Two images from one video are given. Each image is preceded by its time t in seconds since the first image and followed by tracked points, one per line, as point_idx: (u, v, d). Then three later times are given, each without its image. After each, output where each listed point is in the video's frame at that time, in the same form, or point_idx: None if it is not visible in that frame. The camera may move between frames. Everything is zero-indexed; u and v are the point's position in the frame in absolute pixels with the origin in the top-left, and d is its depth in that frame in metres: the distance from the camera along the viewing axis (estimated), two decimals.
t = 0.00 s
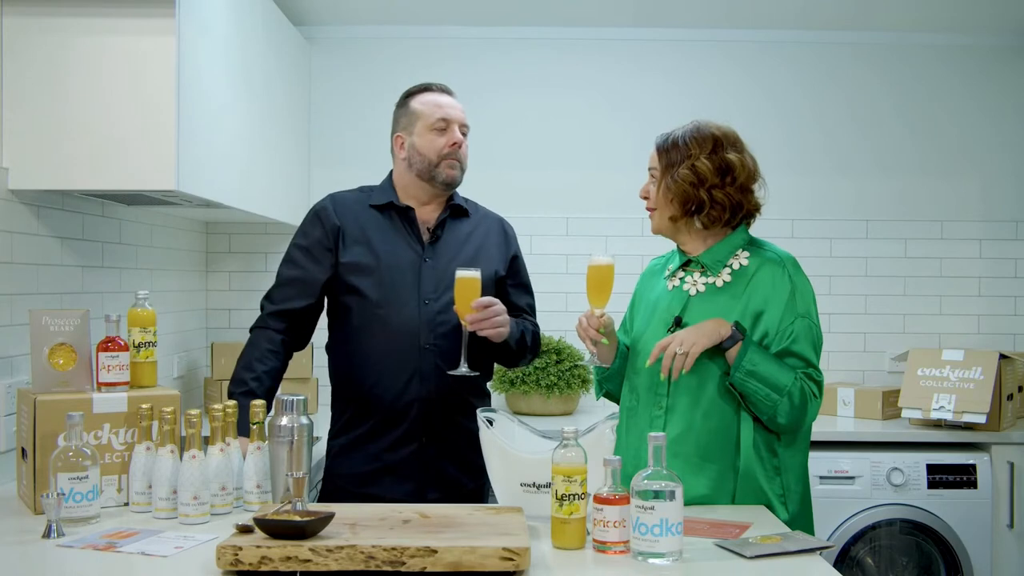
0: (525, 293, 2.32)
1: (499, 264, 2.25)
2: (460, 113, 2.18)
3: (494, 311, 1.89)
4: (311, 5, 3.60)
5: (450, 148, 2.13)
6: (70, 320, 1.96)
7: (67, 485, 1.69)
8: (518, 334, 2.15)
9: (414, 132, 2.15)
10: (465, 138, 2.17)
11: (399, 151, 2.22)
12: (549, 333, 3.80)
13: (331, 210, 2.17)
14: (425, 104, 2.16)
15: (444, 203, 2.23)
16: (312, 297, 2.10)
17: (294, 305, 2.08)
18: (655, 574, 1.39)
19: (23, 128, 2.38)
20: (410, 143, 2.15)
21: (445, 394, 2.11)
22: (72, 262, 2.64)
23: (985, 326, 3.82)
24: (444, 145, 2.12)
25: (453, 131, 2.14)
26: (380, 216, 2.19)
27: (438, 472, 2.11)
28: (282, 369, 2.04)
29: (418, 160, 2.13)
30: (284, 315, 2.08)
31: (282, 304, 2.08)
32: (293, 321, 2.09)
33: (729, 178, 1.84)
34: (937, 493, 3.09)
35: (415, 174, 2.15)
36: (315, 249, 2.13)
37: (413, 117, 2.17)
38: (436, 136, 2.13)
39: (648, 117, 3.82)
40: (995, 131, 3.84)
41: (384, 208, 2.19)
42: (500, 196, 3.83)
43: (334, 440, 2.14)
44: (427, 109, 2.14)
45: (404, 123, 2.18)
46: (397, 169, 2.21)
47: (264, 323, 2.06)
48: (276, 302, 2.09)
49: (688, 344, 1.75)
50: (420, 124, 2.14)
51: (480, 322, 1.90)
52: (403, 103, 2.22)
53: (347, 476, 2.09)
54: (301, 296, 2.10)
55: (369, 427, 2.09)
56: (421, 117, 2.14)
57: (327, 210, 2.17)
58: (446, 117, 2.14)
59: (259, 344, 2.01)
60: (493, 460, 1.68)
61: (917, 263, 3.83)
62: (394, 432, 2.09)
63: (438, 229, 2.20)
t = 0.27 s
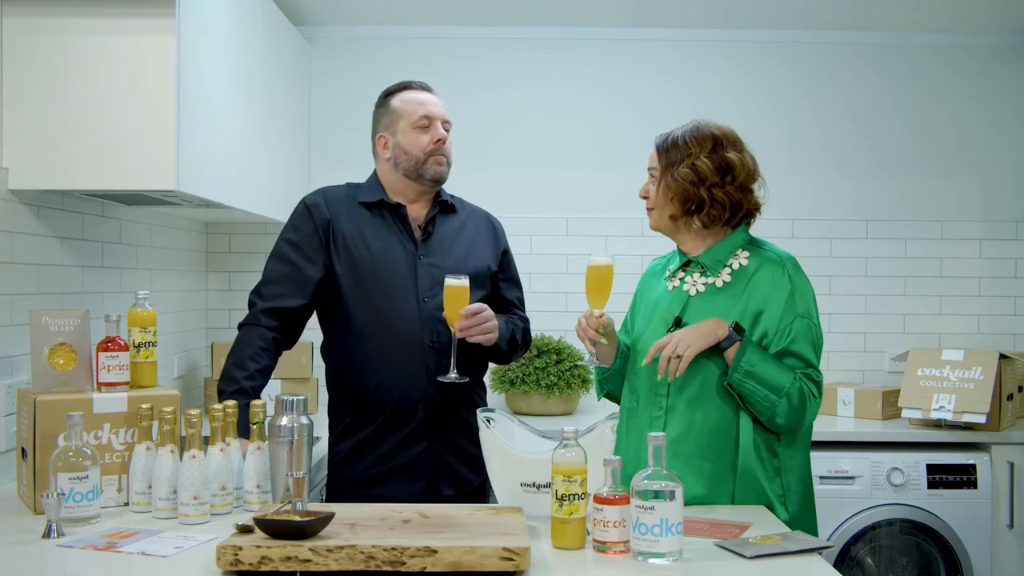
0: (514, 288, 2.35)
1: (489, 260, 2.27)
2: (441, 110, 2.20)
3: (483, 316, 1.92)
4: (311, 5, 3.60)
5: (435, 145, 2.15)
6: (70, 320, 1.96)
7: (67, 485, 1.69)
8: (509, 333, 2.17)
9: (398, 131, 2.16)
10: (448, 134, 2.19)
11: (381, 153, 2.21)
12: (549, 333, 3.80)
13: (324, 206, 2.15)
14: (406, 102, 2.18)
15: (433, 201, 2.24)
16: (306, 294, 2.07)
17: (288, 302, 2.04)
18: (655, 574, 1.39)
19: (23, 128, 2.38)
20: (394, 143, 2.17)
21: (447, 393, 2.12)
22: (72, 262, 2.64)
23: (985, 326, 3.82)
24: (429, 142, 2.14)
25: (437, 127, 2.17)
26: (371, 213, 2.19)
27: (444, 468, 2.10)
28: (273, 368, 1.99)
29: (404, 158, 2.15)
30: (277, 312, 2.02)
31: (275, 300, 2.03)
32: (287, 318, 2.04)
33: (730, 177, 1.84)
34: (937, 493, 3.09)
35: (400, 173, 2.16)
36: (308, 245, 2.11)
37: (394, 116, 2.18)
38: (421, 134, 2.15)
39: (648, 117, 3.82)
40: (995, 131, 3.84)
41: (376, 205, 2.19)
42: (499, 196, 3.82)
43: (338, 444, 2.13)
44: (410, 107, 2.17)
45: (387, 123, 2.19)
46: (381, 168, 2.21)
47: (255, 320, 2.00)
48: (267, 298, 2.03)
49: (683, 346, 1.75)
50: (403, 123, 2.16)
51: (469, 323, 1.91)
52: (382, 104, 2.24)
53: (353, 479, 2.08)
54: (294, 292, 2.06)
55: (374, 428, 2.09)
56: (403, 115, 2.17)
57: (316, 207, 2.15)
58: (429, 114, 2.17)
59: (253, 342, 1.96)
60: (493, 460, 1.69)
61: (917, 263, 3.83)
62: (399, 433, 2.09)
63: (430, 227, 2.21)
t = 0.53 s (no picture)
0: (512, 290, 2.36)
1: (489, 259, 2.28)
2: (442, 110, 2.21)
3: (496, 315, 1.92)
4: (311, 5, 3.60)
5: (436, 145, 2.15)
6: (70, 321, 1.96)
7: (67, 485, 1.69)
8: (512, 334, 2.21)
9: (398, 131, 2.17)
10: (449, 134, 2.20)
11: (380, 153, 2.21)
12: (549, 333, 3.80)
13: (327, 203, 2.15)
14: (406, 103, 2.18)
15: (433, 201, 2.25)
16: (306, 292, 2.07)
17: (288, 303, 2.03)
18: (655, 574, 1.39)
19: (23, 128, 2.38)
20: (393, 143, 2.17)
21: (452, 390, 2.12)
22: (72, 263, 2.64)
23: (985, 326, 3.82)
24: (430, 142, 2.15)
25: (437, 128, 2.17)
26: (374, 211, 2.19)
27: (450, 466, 2.11)
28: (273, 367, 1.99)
29: (404, 159, 2.15)
30: (277, 311, 2.02)
31: (275, 299, 2.03)
32: (288, 318, 2.03)
33: (731, 177, 1.84)
34: (937, 493, 3.09)
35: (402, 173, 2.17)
36: (311, 242, 2.10)
37: (395, 117, 2.18)
38: (421, 133, 2.15)
39: (648, 117, 3.82)
40: (995, 131, 3.84)
41: (379, 204, 2.20)
42: (499, 196, 3.82)
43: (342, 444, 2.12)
44: (409, 108, 2.17)
45: (387, 124, 2.19)
46: (381, 168, 2.21)
47: (254, 318, 1.99)
48: (267, 296, 2.03)
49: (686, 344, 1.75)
50: (403, 123, 2.16)
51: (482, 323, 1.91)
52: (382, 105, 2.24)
53: (359, 479, 2.07)
54: (295, 291, 2.06)
55: (379, 427, 2.08)
56: (404, 115, 2.17)
57: (319, 204, 2.14)
58: (430, 114, 2.17)
59: (252, 342, 1.95)
60: (493, 460, 1.69)
61: (917, 263, 3.83)
62: (405, 433, 2.09)
63: (432, 227, 2.22)
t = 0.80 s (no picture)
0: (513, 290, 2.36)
1: (490, 260, 2.28)
2: (443, 110, 2.21)
3: (491, 314, 1.91)
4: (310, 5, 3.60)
5: (438, 145, 2.15)
6: (70, 321, 1.96)
7: (67, 485, 1.69)
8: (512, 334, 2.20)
9: (399, 131, 2.17)
10: (450, 134, 2.20)
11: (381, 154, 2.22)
12: (549, 333, 3.80)
13: (328, 203, 2.15)
14: (407, 104, 2.18)
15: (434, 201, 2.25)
16: (306, 292, 2.06)
17: (288, 303, 2.03)
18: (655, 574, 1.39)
19: (23, 128, 2.38)
20: (395, 143, 2.17)
21: (454, 390, 2.12)
22: (72, 263, 2.64)
23: (985, 326, 3.82)
24: (431, 143, 2.15)
25: (438, 128, 2.17)
26: (375, 211, 2.19)
27: (451, 465, 2.11)
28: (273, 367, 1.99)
29: (406, 159, 2.15)
30: (277, 311, 2.01)
31: (275, 299, 2.02)
32: (288, 318, 2.03)
33: (732, 177, 1.84)
34: (937, 493, 3.09)
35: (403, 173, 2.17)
36: (311, 242, 2.10)
37: (396, 118, 2.18)
38: (423, 134, 2.15)
39: (648, 117, 3.82)
40: (995, 131, 3.84)
41: (380, 204, 2.20)
42: (499, 196, 3.82)
43: (342, 445, 2.12)
44: (409, 108, 2.17)
45: (388, 124, 2.20)
46: (382, 169, 2.21)
47: (254, 318, 1.98)
48: (267, 296, 2.02)
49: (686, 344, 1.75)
50: (404, 124, 2.17)
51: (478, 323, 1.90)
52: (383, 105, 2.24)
53: (361, 479, 2.07)
54: (295, 291, 2.05)
55: (380, 427, 2.08)
56: (405, 116, 2.17)
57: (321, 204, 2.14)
58: (430, 115, 2.17)
59: (253, 343, 1.95)
60: (493, 460, 1.69)
61: (917, 263, 3.83)
62: (406, 433, 2.09)
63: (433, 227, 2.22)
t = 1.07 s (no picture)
0: (514, 291, 2.36)
1: (490, 261, 2.27)
2: (438, 116, 2.15)
3: (485, 315, 1.91)
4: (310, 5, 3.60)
5: (419, 153, 2.11)
6: (70, 321, 1.96)
7: (67, 485, 1.69)
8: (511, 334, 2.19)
9: (391, 133, 2.16)
10: (440, 143, 2.15)
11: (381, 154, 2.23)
12: (549, 333, 3.80)
13: (326, 205, 2.15)
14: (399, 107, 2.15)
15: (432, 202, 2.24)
16: (306, 293, 2.07)
17: (288, 303, 2.03)
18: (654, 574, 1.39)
19: (22, 128, 2.38)
20: (388, 144, 2.18)
21: (454, 390, 2.12)
22: (72, 263, 2.64)
23: (985, 326, 3.82)
24: (416, 148, 2.11)
25: (425, 135, 2.13)
26: (374, 214, 2.19)
27: (452, 466, 2.11)
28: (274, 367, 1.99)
29: (391, 162, 2.16)
30: (277, 311, 2.01)
31: (276, 300, 2.02)
32: (288, 318, 2.03)
33: (732, 176, 1.84)
34: (937, 493, 3.09)
35: (392, 177, 2.17)
36: (311, 243, 2.10)
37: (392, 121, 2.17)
38: (408, 141, 2.13)
39: (648, 117, 3.82)
40: (995, 130, 3.84)
41: (379, 206, 2.20)
42: (499, 196, 3.82)
43: (343, 445, 2.12)
44: (402, 111, 2.14)
45: (386, 124, 2.20)
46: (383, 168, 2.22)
47: (255, 319, 1.98)
48: (267, 297, 2.03)
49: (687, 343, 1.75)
50: (395, 127, 2.15)
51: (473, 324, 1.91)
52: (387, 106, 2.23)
53: (361, 479, 2.07)
54: (295, 291, 2.06)
55: (380, 428, 2.08)
56: (396, 120, 2.15)
57: (320, 207, 2.15)
58: (419, 120, 2.12)
59: (252, 342, 1.94)
60: (493, 460, 1.69)
61: (917, 263, 3.83)
62: (406, 433, 2.08)
63: (433, 228, 2.22)
